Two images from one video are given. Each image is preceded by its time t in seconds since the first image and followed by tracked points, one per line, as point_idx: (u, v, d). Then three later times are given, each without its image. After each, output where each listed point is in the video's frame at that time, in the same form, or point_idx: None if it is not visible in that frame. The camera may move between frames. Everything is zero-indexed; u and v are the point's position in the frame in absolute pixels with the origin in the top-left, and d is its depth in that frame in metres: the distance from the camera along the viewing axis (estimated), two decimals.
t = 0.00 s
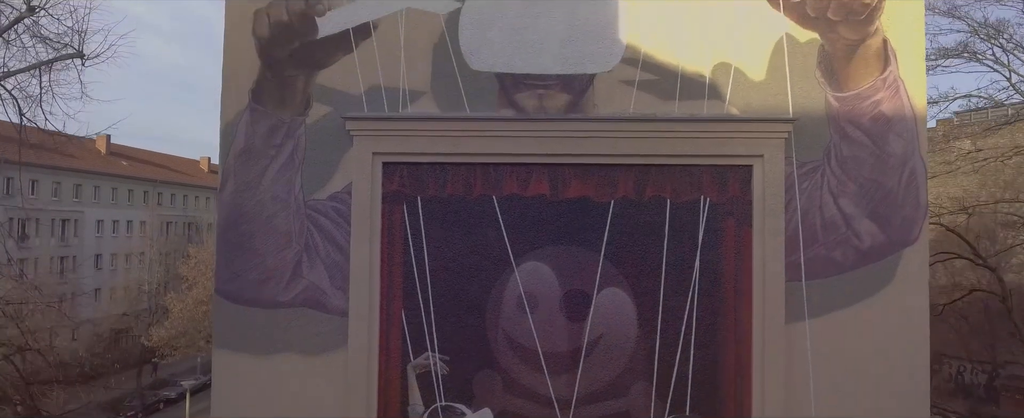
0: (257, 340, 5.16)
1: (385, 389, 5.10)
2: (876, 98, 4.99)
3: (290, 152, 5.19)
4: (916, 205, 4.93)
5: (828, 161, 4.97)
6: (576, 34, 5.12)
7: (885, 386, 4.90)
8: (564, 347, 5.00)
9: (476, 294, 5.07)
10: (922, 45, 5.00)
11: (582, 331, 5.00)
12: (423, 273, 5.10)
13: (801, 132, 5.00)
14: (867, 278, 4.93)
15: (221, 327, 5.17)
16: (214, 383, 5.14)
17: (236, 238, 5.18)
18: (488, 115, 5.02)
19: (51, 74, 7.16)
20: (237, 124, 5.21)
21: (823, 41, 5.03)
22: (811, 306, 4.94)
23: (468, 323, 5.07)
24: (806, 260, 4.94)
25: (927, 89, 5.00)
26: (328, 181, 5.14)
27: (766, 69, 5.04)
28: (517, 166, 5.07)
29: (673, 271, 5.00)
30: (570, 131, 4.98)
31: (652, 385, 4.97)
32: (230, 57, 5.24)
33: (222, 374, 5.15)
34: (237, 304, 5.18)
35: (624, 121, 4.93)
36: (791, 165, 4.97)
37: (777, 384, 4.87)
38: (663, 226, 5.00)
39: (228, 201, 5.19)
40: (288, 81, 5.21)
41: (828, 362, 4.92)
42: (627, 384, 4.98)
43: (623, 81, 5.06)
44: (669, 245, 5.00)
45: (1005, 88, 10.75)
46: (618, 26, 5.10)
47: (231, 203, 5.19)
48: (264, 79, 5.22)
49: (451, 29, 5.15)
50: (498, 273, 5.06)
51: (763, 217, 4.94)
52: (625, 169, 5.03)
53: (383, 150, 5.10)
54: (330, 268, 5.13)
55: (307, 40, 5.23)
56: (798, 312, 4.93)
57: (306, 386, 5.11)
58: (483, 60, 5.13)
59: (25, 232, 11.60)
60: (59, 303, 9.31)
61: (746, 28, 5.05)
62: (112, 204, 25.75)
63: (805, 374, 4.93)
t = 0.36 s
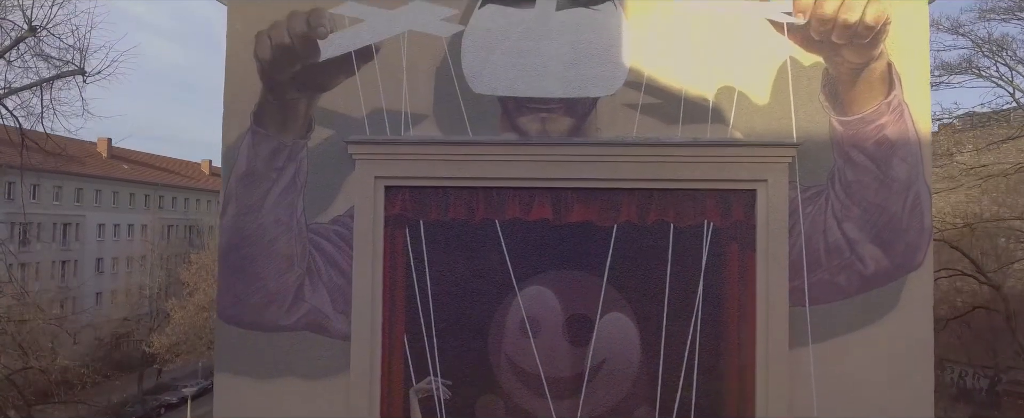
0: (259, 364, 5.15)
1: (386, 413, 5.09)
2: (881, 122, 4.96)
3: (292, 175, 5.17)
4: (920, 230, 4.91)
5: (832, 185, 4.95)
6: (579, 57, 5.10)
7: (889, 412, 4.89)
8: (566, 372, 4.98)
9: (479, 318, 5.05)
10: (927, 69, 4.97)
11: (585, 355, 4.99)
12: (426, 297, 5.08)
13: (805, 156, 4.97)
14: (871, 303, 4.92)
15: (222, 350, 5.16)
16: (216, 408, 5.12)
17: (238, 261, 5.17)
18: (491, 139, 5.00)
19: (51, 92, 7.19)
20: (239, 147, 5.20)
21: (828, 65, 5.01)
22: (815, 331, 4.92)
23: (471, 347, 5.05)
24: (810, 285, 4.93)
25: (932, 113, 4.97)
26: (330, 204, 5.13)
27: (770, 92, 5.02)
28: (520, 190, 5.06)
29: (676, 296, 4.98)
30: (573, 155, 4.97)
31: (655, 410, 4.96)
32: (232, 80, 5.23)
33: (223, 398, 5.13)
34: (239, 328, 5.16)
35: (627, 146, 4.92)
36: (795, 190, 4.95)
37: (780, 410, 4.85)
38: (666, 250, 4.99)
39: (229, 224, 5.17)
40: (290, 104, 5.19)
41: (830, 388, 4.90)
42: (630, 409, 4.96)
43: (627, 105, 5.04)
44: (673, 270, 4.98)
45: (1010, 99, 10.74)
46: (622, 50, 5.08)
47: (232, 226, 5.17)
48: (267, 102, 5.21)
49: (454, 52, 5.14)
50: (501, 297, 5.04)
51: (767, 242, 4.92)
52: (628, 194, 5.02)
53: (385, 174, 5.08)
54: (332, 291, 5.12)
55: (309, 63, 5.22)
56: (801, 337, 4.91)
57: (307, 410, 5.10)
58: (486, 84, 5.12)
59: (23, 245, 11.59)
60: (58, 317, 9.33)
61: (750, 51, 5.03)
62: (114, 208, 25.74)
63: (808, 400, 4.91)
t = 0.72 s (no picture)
0: (261, 388, 5.14)
1: None
2: (884, 147, 4.95)
3: (294, 199, 5.17)
4: (924, 255, 4.89)
5: (834, 210, 4.94)
6: (582, 81, 5.09)
7: None
8: (569, 397, 4.98)
9: (481, 342, 5.05)
10: (930, 94, 4.97)
11: (587, 380, 4.98)
12: (428, 321, 5.08)
13: (808, 181, 4.97)
14: (874, 328, 4.91)
15: (224, 374, 5.16)
16: None
17: (240, 285, 5.16)
18: (493, 163, 5.00)
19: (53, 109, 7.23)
20: (241, 171, 5.19)
21: (831, 89, 5.00)
22: (818, 356, 4.91)
23: (473, 371, 5.05)
24: (812, 310, 4.92)
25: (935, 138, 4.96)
26: (332, 229, 5.13)
27: (772, 117, 5.01)
28: (523, 214, 5.05)
29: (679, 321, 4.97)
30: (575, 180, 4.96)
31: None
32: (234, 104, 5.22)
33: None
34: (241, 352, 5.16)
35: (630, 170, 4.91)
36: (798, 215, 4.95)
37: None
38: (669, 275, 4.98)
39: (232, 247, 5.17)
40: (293, 128, 5.19)
41: (833, 413, 4.90)
42: None
43: (629, 129, 5.03)
44: (675, 294, 4.97)
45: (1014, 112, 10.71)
46: (625, 74, 5.07)
47: (235, 250, 5.17)
48: (269, 125, 5.20)
49: (457, 76, 5.13)
50: (504, 322, 5.04)
51: (770, 268, 4.92)
52: (630, 218, 5.01)
53: (387, 199, 5.08)
54: (334, 316, 5.11)
55: (311, 86, 5.22)
56: (804, 363, 4.91)
57: None
58: (488, 107, 5.11)
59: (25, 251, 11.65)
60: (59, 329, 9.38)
61: (752, 75, 5.03)
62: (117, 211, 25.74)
63: None
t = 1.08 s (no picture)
0: (264, 408, 5.16)
1: None
2: (885, 170, 4.96)
3: (297, 220, 5.18)
4: (924, 278, 4.90)
5: (835, 233, 4.96)
6: (583, 103, 5.11)
7: None
8: None
9: (482, 364, 5.06)
10: (931, 117, 4.97)
11: (589, 402, 5.00)
12: (430, 342, 5.10)
13: (809, 204, 4.98)
14: (875, 350, 4.92)
15: (227, 394, 5.17)
16: None
17: (243, 307, 5.18)
18: (495, 186, 5.01)
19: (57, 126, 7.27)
20: (244, 193, 5.20)
21: (832, 111, 5.01)
22: (819, 378, 4.92)
23: (475, 392, 5.06)
24: (813, 332, 4.93)
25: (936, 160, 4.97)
26: (335, 250, 5.14)
27: (773, 139, 5.02)
28: (524, 236, 5.07)
29: (681, 343, 4.98)
30: (577, 203, 4.98)
31: None
32: (237, 126, 5.23)
33: None
34: (244, 373, 5.18)
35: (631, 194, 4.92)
36: (799, 237, 4.96)
37: None
38: (670, 298, 4.99)
39: (235, 269, 5.18)
40: (295, 150, 5.20)
41: None
42: None
43: (631, 152, 5.04)
44: (677, 317, 4.98)
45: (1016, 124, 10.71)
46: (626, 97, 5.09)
47: (238, 271, 5.18)
48: (272, 147, 5.21)
49: (458, 98, 5.15)
50: (505, 344, 5.05)
51: (771, 290, 4.93)
52: (631, 241, 5.02)
53: (389, 221, 5.10)
54: (337, 337, 5.13)
55: (313, 108, 5.23)
56: (805, 385, 4.92)
57: None
58: (490, 129, 5.12)
59: (26, 256, 11.71)
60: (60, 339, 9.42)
61: (753, 98, 5.04)
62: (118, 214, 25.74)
63: None
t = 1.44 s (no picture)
0: None
1: None
2: (885, 196, 4.97)
3: (298, 245, 5.20)
4: (924, 304, 4.91)
5: (836, 259, 4.97)
6: (584, 129, 5.12)
7: None
8: None
9: (483, 389, 5.08)
10: (932, 143, 4.98)
11: None
12: (431, 367, 5.13)
13: (809, 230, 4.99)
14: (875, 376, 4.93)
15: None
16: None
17: (245, 331, 5.20)
18: (496, 212, 5.03)
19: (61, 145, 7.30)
20: (246, 218, 5.22)
21: (832, 138, 5.02)
22: (819, 404, 4.94)
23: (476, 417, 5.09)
24: (813, 358, 4.95)
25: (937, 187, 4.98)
26: (337, 275, 5.16)
27: (773, 166, 5.03)
28: (525, 262, 5.09)
29: (681, 369, 5.00)
30: (578, 229, 4.99)
31: None
32: (239, 151, 5.25)
33: None
34: (246, 397, 5.20)
35: (631, 220, 4.94)
36: (799, 263, 4.97)
37: None
38: (671, 323, 5.01)
39: (237, 294, 5.20)
40: (297, 175, 5.22)
41: None
42: None
43: (632, 178, 5.05)
44: (677, 342, 5.00)
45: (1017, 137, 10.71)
46: (627, 123, 5.10)
47: (240, 296, 5.20)
48: (273, 172, 5.23)
49: (460, 124, 5.16)
50: (506, 369, 5.07)
51: (771, 317, 4.94)
52: (632, 267, 5.04)
53: (391, 246, 5.12)
54: (338, 362, 5.14)
55: (315, 133, 5.25)
56: (805, 410, 4.94)
57: None
58: (491, 155, 5.14)
59: (30, 264, 11.79)
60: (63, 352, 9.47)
61: (754, 125, 5.05)
62: (120, 219, 25.81)
63: None
